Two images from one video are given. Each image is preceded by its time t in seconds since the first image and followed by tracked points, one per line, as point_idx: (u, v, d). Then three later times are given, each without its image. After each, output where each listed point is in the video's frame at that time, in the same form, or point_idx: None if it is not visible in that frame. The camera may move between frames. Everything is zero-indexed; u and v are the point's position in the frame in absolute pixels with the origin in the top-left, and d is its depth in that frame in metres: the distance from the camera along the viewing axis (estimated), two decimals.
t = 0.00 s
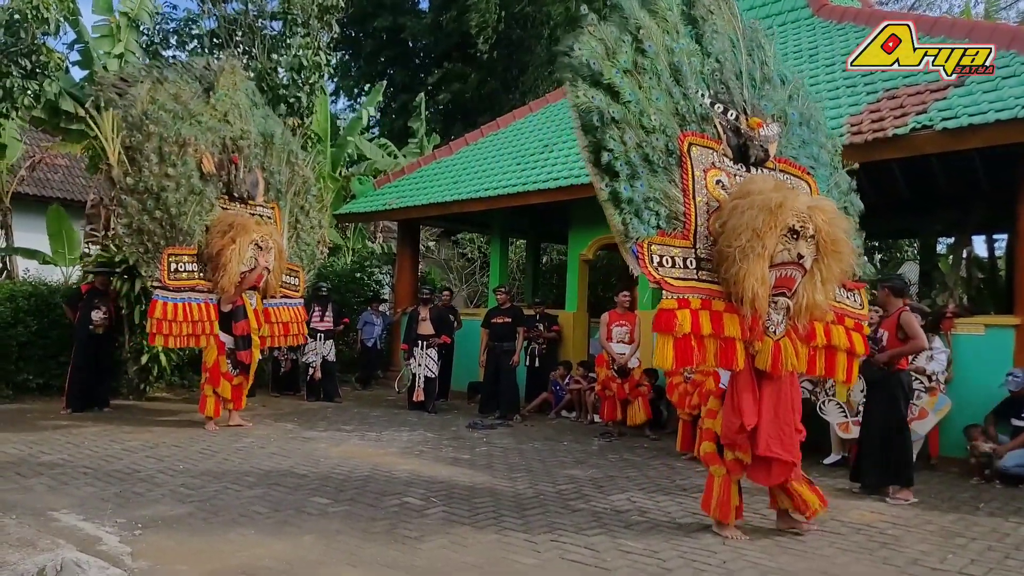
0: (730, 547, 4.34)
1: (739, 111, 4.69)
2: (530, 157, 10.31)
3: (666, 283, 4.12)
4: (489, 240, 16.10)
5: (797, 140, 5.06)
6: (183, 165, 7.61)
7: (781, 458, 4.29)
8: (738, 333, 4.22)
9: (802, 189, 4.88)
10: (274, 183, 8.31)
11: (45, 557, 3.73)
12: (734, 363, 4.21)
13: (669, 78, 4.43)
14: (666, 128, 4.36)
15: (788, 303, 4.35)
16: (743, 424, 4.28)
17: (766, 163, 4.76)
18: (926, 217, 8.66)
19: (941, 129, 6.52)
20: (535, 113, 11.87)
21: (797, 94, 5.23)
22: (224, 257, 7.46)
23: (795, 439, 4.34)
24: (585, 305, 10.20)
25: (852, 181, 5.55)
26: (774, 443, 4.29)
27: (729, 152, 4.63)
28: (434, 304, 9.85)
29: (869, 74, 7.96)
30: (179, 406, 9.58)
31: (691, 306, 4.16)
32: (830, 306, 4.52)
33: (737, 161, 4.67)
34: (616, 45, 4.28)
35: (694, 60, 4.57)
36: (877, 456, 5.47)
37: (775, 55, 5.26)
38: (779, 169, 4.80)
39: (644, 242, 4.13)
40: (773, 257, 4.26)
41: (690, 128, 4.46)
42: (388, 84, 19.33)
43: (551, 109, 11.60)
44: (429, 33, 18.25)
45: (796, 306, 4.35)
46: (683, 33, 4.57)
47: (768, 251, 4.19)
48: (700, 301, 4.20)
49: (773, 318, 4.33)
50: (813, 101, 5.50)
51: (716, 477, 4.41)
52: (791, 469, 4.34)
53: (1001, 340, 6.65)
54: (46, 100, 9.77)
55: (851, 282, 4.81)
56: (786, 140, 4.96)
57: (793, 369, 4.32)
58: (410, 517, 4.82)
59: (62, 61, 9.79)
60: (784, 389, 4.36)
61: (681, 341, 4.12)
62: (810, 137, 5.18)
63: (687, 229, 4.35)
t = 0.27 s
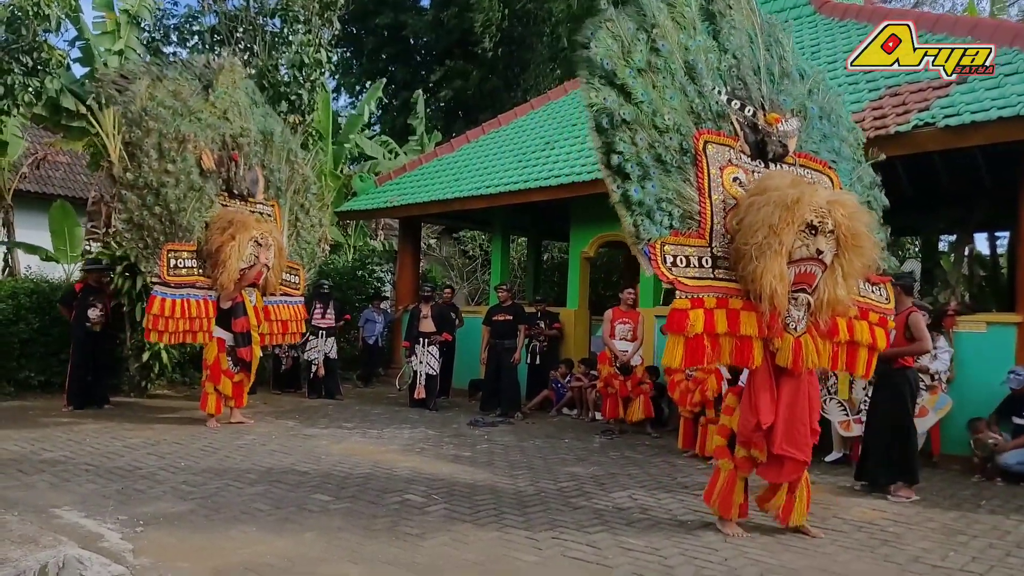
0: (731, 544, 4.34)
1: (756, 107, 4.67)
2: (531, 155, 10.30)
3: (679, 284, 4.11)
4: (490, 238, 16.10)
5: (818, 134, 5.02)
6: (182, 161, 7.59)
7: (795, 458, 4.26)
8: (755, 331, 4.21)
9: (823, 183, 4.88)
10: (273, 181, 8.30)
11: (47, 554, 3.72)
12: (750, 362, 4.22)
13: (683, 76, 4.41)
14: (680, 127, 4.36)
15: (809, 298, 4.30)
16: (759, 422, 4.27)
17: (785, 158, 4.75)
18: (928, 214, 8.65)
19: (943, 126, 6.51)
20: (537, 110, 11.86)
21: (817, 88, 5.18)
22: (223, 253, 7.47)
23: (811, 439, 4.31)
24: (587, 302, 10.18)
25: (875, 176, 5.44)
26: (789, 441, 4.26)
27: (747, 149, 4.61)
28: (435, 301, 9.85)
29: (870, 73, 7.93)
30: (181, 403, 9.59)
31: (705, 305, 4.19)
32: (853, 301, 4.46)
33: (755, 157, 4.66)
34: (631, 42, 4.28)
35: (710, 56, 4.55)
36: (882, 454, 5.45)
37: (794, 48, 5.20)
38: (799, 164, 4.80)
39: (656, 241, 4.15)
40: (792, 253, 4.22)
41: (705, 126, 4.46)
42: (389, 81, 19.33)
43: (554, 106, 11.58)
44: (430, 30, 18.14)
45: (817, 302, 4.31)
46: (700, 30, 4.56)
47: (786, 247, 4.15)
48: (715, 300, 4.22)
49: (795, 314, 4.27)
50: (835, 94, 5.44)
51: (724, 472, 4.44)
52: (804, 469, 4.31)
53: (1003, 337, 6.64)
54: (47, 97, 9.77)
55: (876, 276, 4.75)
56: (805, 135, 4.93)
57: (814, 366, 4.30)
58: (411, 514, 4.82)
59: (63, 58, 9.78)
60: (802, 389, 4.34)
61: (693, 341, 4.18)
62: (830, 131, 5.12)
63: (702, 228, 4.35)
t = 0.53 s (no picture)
0: (730, 545, 4.34)
1: (770, 107, 4.68)
2: (530, 155, 10.29)
3: (694, 286, 4.12)
4: (490, 238, 16.09)
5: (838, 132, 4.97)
6: (180, 160, 7.69)
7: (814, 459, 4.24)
8: (773, 333, 4.18)
9: (842, 180, 4.84)
10: (271, 182, 8.25)
11: (45, 553, 3.71)
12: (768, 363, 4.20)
13: (692, 80, 4.49)
14: (689, 132, 4.44)
15: (827, 298, 4.27)
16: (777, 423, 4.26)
17: (801, 157, 4.74)
18: (928, 215, 8.66)
19: (942, 128, 6.51)
20: (537, 110, 11.86)
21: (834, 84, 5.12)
22: (220, 252, 7.42)
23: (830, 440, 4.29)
24: (586, 303, 10.18)
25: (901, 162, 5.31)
26: (808, 442, 4.24)
27: (760, 150, 4.66)
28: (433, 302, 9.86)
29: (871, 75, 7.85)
30: (179, 403, 9.58)
31: (722, 307, 4.16)
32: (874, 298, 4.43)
33: (768, 158, 4.69)
34: (640, 49, 4.40)
35: (719, 59, 4.62)
36: (882, 455, 5.45)
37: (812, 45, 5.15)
38: (816, 163, 4.78)
39: (668, 245, 4.19)
40: (805, 253, 4.19)
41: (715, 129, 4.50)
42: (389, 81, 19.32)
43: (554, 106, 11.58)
44: (430, 29, 18.29)
45: (835, 301, 4.27)
46: (712, 31, 4.64)
47: (799, 248, 4.11)
48: (730, 302, 4.19)
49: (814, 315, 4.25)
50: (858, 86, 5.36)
51: (734, 469, 4.41)
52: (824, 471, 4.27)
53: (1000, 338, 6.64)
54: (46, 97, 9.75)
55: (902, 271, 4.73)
56: (823, 133, 4.89)
57: (834, 365, 4.29)
58: (409, 515, 4.82)
59: (62, 57, 9.76)
60: (822, 390, 4.32)
61: (709, 344, 4.13)
62: (851, 126, 5.04)
63: (714, 231, 4.39)
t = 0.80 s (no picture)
0: (730, 547, 4.35)
1: (778, 112, 4.71)
2: (530, 157, 10.31)
3: (706, 288, 4.14)
4: (490, 239, 16.10)
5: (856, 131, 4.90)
6: (180, 160, 7.63)
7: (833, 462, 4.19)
8: (788, 334, 4.13)
9: (857, 180, 4.71)
10: (272, 184, 8.26)
11: (46, 553, 3.71)
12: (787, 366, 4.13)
13: (695, 90, 4.66)
14: (694, 139, 4.58)
15: (842, 299, 4.21)
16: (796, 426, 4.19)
17: (813, 160, 4.68)
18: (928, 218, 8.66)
19: (943, 130, 6.52)
20: (537, 111, 11.87)
21: (849, 84, 5.05)
22: (219, 253, 7.45)
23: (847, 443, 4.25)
24: (587, 305, 10.17)
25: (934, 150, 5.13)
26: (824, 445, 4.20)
27: (768, 154, 4.69)
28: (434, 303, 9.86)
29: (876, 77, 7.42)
30: (179, 403, 9.58)
31: (738, 309, 4.11)
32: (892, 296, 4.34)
33: (778, 162, 4.70)
34: (643, 64, 4.66)
35: (725, 67, 4.74)
36: (882, 456, 5.47)
37: (825, 46, 5.15)
38: (828, 164, 4.69)
39: (679, 249, 4.21)
40: (816, 254, 4.15)
41: (722, 134, 4.63)
42: (390, 82, 19.35)
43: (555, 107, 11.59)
44: (432, 30, 18.35)
45: (849, 301, 4.21)
46: (717, 41, 4.79)
47: (809, 249, 4.09)
48: (745, 303, 4.15)
49: (829, 316, 4.20)
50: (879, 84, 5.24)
51: (752, 469, 4.33)
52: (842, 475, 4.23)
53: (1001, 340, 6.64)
54: (48, 97, 9.77)
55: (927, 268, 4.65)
56: (837, 135, 4.86)
57: (848, 366, 4.22)
58: (410, 516, 4.82)
59: (65, 58, 9.78)
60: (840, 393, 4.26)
61: (728, 345, 4.07)
62: (867, 124, 4.94)
63: (724, 234, 4.41)
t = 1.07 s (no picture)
0: (730, 545, 4.35)
1: (783, 113, 4.72)
2: (530, 156, 10.31)
3: (706, 285, 4.15)
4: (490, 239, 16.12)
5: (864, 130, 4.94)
6: (181, 162, 7.72)
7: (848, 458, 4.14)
8: (791, 331, 4.13)
9: (867, 179, 4.72)
10: (272, 186, 8.21)
11: (46, 553, 3.72)
12: (791, 363, 4.13)
13: (696, 92, 4.70)
14: (695, 140, 4.62)
15: (848, 298, 4.20)
16: (806, 423, 4.16)
17: (820, 158, 4.70)
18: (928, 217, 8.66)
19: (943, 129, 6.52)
20: (537, 111, 11.86)
21: (861, 85, 5.07)
22: (218, 254, 7.49)
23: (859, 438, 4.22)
24: (586, 304, 10.18)
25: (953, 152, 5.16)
26: (837, 444, 4.16)
27: (774, 154, 4.69)
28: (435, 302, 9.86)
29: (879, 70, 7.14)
30: (179, 403, 9.59)
31: (738, 305, 4.13)
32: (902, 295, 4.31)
33: (784, 161, 4.71)
34: (642, 71, 4.76)
35: (728, 70, 4.76)
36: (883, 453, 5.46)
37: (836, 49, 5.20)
38: (837, 163, 4.72)
39: (679, 247, 4.21)
40: (820, 252, 4.14)
41: (725, 135, 4.67)
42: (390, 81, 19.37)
43: (555, 106, 11.60)
44: (432, 29, 18.39)
45: (855, 300, 4.19)
46: (720, 47, 4.81)
47: (813, 247, 4.07)
48: (747, 301, 4.17)
49: (834, 315, 4.20)
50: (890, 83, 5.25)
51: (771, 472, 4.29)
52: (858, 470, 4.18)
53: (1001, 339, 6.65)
54: (48, 97, 9.78)
55: (939, 267, 4.64)
56: (845, 134, 4.88)
57: (856, 365, 4.20)
58: (409, 515, 4.83)
59: (65, 57, 9.79)
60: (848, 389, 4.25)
61: (730, 341, 4.07)
62: (878, 123, 4.99)
63: (726, 232, 4.42)
